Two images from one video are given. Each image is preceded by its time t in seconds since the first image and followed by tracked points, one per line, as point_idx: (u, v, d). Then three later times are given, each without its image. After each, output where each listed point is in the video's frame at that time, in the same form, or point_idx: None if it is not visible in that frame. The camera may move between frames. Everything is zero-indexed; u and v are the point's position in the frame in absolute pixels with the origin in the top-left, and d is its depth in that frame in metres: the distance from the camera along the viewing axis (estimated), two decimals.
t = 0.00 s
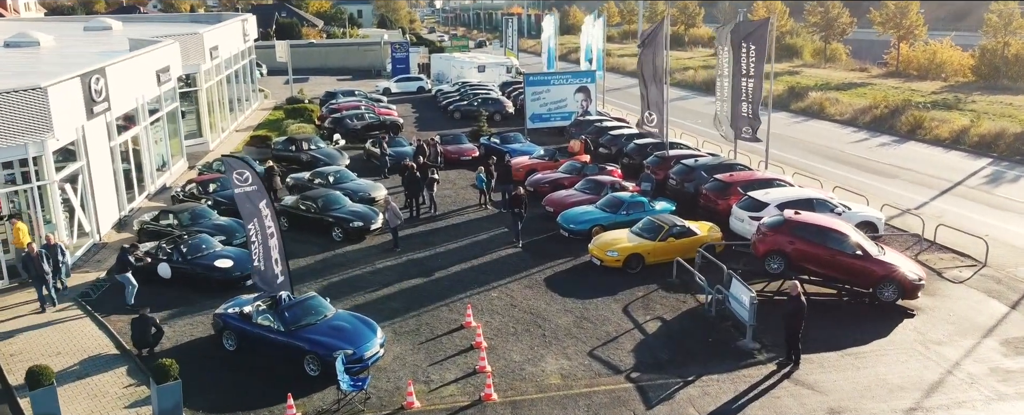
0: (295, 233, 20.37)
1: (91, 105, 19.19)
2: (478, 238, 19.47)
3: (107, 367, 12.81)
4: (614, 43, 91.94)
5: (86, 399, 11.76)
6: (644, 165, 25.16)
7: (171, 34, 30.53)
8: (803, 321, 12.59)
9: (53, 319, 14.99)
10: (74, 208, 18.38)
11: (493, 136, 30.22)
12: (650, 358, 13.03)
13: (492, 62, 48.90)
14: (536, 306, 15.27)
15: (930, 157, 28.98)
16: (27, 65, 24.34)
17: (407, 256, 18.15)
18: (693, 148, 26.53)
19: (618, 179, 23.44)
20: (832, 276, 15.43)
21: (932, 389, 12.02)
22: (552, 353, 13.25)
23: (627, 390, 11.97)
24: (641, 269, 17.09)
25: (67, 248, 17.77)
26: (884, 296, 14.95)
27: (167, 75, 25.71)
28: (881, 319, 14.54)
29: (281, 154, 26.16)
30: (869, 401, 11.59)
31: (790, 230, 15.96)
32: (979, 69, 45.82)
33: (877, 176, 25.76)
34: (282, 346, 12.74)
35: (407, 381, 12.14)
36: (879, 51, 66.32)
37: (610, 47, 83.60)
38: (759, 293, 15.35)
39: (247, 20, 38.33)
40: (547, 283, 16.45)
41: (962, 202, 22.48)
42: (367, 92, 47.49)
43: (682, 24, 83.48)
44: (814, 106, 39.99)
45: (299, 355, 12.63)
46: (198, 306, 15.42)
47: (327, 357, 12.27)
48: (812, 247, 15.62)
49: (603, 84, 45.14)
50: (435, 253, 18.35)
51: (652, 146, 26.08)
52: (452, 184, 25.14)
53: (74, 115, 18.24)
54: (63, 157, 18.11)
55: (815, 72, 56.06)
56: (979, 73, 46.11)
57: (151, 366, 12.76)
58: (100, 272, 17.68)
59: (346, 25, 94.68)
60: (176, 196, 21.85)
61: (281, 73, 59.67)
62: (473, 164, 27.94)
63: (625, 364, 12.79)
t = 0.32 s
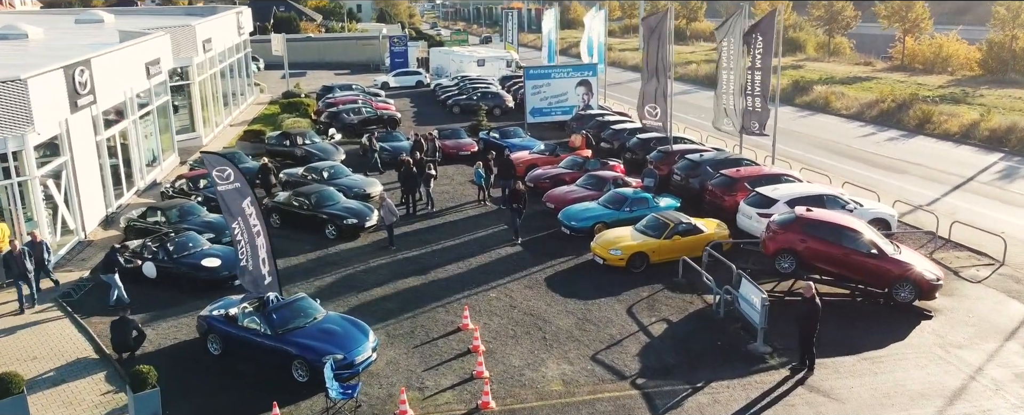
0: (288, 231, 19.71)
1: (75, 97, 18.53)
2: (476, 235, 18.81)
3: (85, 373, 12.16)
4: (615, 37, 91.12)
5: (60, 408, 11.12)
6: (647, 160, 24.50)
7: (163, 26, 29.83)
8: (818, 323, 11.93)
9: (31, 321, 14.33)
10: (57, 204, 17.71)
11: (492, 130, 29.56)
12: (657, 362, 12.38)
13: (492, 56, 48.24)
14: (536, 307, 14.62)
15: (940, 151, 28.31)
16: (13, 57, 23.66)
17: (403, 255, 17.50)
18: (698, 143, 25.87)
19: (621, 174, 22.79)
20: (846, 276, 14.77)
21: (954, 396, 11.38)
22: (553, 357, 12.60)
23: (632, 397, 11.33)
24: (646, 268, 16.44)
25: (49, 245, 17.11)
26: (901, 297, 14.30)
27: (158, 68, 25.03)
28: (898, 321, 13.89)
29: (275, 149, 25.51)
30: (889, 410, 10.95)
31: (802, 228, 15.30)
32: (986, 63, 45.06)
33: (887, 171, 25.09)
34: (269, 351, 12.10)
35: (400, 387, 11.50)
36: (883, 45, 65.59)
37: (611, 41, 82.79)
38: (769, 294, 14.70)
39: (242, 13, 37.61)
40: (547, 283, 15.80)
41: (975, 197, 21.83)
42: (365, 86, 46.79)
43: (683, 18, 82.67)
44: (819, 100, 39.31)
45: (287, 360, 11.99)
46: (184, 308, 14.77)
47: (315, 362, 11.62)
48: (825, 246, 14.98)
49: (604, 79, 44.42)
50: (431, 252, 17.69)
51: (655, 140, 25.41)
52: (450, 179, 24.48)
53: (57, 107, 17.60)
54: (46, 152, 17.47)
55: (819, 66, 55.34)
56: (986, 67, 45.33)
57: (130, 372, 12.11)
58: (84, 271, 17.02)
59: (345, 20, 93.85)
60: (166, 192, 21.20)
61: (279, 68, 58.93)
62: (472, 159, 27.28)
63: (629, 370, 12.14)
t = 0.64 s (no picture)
0: (279, 229, 19.00)
1: (56, 91, 17.82)
2: (474, 234, 18.10)
3: (57, 382, 11.47)
4: (616, 31, 90.29)
5: None
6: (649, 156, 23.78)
7: (154, 18, 29.07)
8: (837, 330, 11.21)
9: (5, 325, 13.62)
10: (37, 202, 17.00)
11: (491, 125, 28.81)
12: (664, 371, 11.68)
13: (491, 50, 47.52)
14: (536, 310, 13.92)
15: (951, 147, 27.57)
16: None
17: (398, 255, 16.79)
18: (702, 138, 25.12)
19: (624, 170, 22.06)
20: (863, 278, 14.07)
21: (983, 407, 10.69)
22: (554, 365, 11.91)
23: (639, 408, 10.62)
24: (651, 269, 15.72)
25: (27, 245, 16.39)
26: (920, 300, 13.62)
27: (146, 61, 24.29)
28: (918, 326, 13.18)
29: (269, 144, 24.79)
30: None
31: (816, 228, 14.57)
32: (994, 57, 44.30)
33: (898, 167, 24.37)
34: (254, 359, 11.41)
35: (392, 398, 10.80)
36: (887, 40, 64.81)
37: (612, 35, 81.98)
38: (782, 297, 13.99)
39: (236, 5, 36.83)
40: (548, 285, 15.09)
41: (991, 195, 21.11)
42: (362, 81, 46.02)
43: (685, 12, 81.83)
44: (825, 94, 38.58)
45: (272, 369, 11.29)
46: (167, 312, 14.06)
47: (302, 371, 10.93)
48: (840, 246, 14.26)
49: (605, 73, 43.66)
50: (427, 251, 16.98)
51: (659, 135, 24.68)
52: (448, 176, 23.76)
53: (37, 101, 16.88)
54: (25, 148, 16.75)
55: (824, 60, 54.58)
56: (994, 61, 44.55)
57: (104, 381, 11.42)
58: (65, 271, 16.31)
59: (343, 14, 92.95)
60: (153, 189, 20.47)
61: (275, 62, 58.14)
62: (470, 154, 26.56)
63: (635, 379, 11.45)
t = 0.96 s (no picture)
0: (271, 227, 18.38)
1: (39, 83, 17.15)
2: (472, 232, 17.45)
3: (29, 389, 10.84)
4: (617, 26, 89.48)
5: None
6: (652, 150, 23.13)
7: (144, 9, 28.37)
8: (855, 335, 10.56)
9: None
10: (19, 198, 16.35)
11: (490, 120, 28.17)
12: (672, 377, 11.05)
13: (491, 43, 46.82)
14: (537, 311, 13.30)
15: (962, 142, 26.91)
16: None
17: (393, 254, 16.14)
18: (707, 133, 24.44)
19: (626, 165, 21.42)
20: (880, 278, 13.42)
21: None
22: (555, 370, 11.28)
23: None
24: (656, 268, 15.09)
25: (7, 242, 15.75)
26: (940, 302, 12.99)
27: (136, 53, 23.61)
28: (937, 330, 12.55)
29: (262, 138, 24.15)
30: None
31: (830, 226, 13.90)
32: (1001, 51, 43.57)
33: (908, 163, 23.73)
34: (238, 365, 10.78)
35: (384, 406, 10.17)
36: (892, 34, 64.07)
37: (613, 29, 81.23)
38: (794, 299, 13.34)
39: None
40: (548, 285, 14.46)
41: (1005, 190, 20.47)
42: (360, 75, 45.35)
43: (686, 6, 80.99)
44: (830, 89, 37.91)
45: (257, 375, 10.67)
46: (150, 314, 13.42)
47: (288, 378, 10.31)
48: (855, 245, 13.60)
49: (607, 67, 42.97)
50: (423, 250, 16.34)
51: (663, 130, 24.02)
52: (446, 171, 23.12)
53: (17, 94, 16.21)
54: (5, 142, 16.08)
55: (828, 54, 53.86)
56: (1002, 55, 43.84)
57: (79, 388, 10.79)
58: (47, 270, 15.66)
59: (341, 9, 92.16)
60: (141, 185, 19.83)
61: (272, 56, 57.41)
62: (469, 149, 25.91)
63: (641, 386, 10.82)
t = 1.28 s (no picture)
0: (261, 223, 17.68)
1: (17, 74, 16.41)
2: (470, 229, 16.75)
3: None
4: (618, 20, 88.59)
5: None
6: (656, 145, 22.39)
7: None
8: (879, 339, 9.86)
9: None
10: None
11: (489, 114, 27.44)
12: (682, 385, 10.37)
13: (491, 36, 46.04)
14: (537, 314, 12.62)
15: (974, 136, 26.17)
16: None
17: (387, 252, 15.44)
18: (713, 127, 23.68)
19: (629, 160, 20.71)
20: (900, 279, 12.72)
21: None
22: (557, 378, 10.59)
23: None
24: (662, 268, 14.40)
25: None
26: (963, 304, 12.31)
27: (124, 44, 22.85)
28: (961, 334, 11.86)
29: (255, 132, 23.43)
30: None
31: (847, 224, 13.18)
32: (1010, 44, 42.75)
33: (920, 157, 23.01)
34: (219, 372, 10.11)
35: None
36: (896, 28, 63.25)
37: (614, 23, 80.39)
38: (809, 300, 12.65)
39: None
40: (550, 285, 13.78)
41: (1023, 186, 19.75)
42: (358, 68, 44.57)
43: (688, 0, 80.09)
44: (837, 82, 37.15)
45: (238, 383, 9.99)
46: (130, 316, 12.74)
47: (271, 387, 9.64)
48: (874, 244, 12.88)
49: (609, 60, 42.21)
50: (419, 248, 15.64)
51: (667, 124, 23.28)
52: (443, 166, 22.40)
53: None
54: None
55: (833, 47, 53.07)
56: (1010, 48, 43.01)
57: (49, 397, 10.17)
58: (25, 270, 14.97)
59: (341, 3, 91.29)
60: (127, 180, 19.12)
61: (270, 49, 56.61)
62: (467, 144, 25.18)
63: (648, 395, 10.15)
